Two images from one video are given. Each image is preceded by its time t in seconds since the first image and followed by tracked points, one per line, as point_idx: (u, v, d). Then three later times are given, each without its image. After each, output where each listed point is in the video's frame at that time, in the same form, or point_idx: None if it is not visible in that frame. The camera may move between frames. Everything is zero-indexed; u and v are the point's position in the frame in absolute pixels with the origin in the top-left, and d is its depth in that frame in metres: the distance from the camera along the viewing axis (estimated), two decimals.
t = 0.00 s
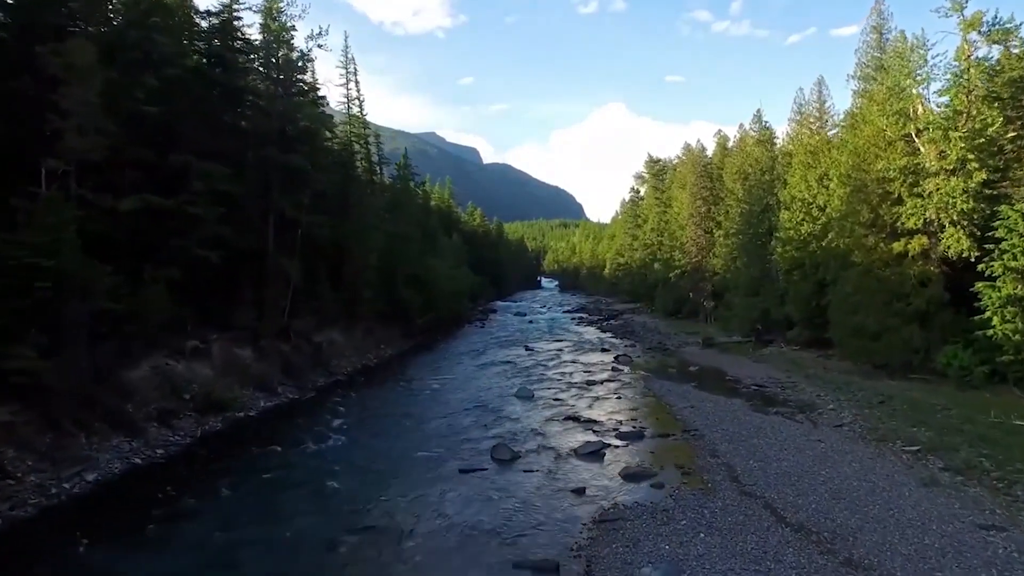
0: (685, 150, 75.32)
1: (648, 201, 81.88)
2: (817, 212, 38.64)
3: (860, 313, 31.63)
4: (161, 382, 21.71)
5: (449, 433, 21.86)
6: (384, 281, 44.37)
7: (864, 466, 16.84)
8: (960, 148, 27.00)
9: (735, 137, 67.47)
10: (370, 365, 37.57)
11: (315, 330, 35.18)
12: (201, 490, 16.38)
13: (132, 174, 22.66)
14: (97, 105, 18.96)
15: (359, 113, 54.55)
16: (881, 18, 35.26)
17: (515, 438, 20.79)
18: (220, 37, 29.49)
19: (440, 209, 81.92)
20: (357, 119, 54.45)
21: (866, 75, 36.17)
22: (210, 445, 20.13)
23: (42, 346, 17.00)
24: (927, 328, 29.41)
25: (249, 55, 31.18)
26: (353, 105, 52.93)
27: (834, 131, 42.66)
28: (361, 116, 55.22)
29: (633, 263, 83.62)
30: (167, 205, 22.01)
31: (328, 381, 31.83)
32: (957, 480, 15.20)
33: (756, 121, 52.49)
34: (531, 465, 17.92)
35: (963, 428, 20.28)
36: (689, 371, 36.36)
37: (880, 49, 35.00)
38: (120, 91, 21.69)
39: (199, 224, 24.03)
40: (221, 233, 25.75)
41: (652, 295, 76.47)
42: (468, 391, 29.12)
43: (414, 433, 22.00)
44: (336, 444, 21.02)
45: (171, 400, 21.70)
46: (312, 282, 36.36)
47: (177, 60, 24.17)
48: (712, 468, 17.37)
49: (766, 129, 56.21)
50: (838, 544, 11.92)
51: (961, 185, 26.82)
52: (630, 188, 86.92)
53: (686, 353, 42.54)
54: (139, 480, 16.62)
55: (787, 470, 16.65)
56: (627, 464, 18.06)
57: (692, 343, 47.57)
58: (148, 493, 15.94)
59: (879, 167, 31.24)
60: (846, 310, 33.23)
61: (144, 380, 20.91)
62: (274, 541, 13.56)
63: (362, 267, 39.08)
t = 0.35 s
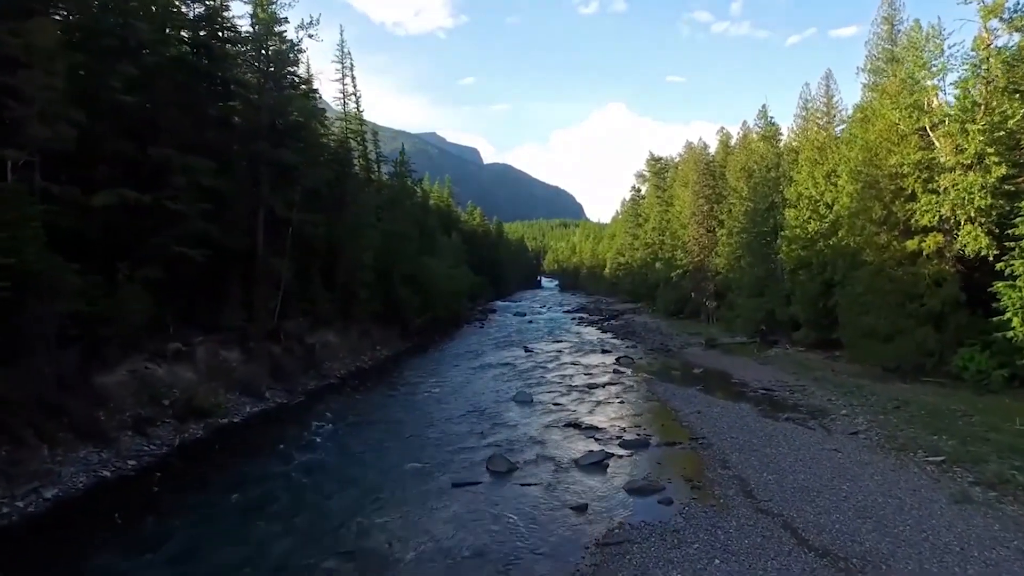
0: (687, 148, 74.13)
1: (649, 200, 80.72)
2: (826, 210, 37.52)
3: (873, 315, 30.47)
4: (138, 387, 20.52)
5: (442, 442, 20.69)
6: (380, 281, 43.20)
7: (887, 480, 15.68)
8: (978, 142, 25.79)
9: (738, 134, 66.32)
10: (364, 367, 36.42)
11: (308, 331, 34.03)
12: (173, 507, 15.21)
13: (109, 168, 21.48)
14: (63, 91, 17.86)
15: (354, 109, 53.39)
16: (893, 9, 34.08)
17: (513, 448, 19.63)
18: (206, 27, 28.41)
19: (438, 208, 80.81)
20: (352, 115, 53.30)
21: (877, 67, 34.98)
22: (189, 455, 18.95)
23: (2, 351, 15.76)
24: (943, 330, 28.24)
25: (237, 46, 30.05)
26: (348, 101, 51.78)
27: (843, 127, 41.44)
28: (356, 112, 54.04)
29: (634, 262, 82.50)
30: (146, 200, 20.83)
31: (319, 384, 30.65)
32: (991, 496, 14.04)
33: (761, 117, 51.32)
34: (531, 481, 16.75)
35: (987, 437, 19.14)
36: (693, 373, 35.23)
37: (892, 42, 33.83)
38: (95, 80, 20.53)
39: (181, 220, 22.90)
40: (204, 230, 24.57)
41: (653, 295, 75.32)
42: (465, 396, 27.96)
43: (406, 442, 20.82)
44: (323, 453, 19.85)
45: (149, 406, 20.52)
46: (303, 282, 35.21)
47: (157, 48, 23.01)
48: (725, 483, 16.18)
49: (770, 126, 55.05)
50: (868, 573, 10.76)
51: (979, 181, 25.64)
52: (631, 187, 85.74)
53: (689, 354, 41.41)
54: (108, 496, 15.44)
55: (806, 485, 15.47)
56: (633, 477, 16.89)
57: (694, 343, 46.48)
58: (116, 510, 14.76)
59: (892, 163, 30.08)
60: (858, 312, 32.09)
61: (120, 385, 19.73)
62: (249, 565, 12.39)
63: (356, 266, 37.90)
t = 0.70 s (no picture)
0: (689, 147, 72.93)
1: (650, 199, 79.56)
2: (835, 207, 36.33)
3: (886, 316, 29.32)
4: (115, 394, 19.39)
5: (436, 452, 19.52)
6: (375, 281, 42.04)
7: (915, 496, 14.53)
8: (998, 135, 24.57)
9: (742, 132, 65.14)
10: (358, 369, 35.24)
11: (300, 333, 32.87)
12: (144, 525, 14.07)
13: (85, 162, 20.36)
14: (25, 75, 16.77)
15: (349, 106, 52.19)
16: None
17: (512, 459, 18.44)
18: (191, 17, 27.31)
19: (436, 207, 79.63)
20: (348, 111, 52.10)
21: (891, 60, 33.73)
22: (167, 467, 17.79)
23: None
24: (960, 332, 27.07)
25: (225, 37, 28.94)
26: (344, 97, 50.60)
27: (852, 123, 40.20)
28: (351, 109, 52.84)
29: (635, 262, 81.36)
30: (123, 196, 19.69)
31: (310, 388, 29.48)
32: None
33: (766, 113, 50.13)
34: (531, 497, 15.58)
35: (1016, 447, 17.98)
36: (698, 376, 34.05)
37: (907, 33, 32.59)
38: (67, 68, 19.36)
39: (162, 216, 21.80)
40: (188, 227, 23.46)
41: (655, 295, 74.13)
42: (462, 401, 26.76)
43: (398, 451, 19.65)
44: (310, 462, 18.70)
45: (126, 413, 19.37)
46: (295, 282, 34.05)
47: (137, 36, 21.89)
48: (740, 500, 14.99)
49: (776, 122, 53.86)
50: None
51: (999, 176, 24.43)
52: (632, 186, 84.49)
53: (693, 356, 40.25)
54: (74, 514, 14.29)
55: (828, 503, 14.34)
56: (640, 493, 15.72)
57: (698, 345, 45.32)
58: (81, 529, 13.63)
59: (906, 158, 28.88)
60: (871, 313, 30.91)
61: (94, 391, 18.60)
62: None
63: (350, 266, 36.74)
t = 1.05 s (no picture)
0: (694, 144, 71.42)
1: (653, 198, 78.11)
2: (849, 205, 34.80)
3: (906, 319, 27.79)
4: (83, 405, 17.88)
5: (429, 468, 18.01)
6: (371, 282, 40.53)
7: (962, 522, 13.00)
8: None
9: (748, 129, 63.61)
10: (351, 374, 33.72)
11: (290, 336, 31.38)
12: (101, 554, 12.61)
13: (52, 154, 18.86)
14: None
15: (345, 101, 50.69)
16: None
17: (511, 476, 16.93)
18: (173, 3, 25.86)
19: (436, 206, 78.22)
20: (343, 106, 50.60)
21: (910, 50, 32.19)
22: (135, 484, 16.30)
23: None
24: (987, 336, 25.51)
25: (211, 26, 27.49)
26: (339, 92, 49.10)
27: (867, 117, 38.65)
28: (347, 104, 51.34)
29: (638, 262, 79.88)
30: (92, 190, 18.20)
31: (300, 395, 27.97)
32: None
33: (775, 109, 48.59)
34: (532, 521, 14.06)
35: None
36: (707, 381, 32.53)
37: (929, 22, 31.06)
38: (31, 53, 17.88)
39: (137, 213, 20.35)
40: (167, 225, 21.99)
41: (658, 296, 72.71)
42: (459, 410, 25.23)
43: (388, 467, 18.13)
44: (293, 479, 17.18)
45: (94, 425, 17.88)
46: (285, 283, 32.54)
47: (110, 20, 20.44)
48: (765, 526, 13.48)
49: (785, 118, 52.32)
50: None
51: None
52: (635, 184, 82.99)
53: (700, 360, 38.73)
54: (22, 543, 12.77)
55: (864, 531, 12.82)
56: (653, 517, 14.23)
57: (704, 347, 43.81)
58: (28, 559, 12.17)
59: (928, 151, 27.35)
60: (889, 315, 29.39)
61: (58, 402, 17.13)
62: None
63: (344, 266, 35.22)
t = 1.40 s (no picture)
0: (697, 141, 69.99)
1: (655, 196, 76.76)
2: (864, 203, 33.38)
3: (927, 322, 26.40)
4: (47, 416, 16.53)
5: (422, 485, 16.61)
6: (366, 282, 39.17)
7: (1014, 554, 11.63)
8: None
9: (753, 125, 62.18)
10: (344, 378, 32.36)
11: (281, 339, 30.05)
12: None
13: (16, 146, 17.49)
14: None
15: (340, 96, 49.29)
16: None
17: (511, 495, 15.56)
18: None
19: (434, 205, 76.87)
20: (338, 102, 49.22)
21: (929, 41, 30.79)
22: (100, 504, 14.95)
23: None
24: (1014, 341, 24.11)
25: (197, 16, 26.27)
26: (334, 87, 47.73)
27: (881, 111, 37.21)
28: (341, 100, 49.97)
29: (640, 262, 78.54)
30: (58, 185, 16.90)
31: (289, 401, 26.60)
32: None
33: (784, 104, 47.19)
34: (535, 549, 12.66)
35: None
36: (716, 386, 31.12)
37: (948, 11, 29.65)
38: None
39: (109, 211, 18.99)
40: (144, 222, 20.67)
41: (661, 297, 71.40)
42: (456, 418, 23.81)
43: (377, 484, 16.76)
44: (273, 498, 15.83)
45: (60, 438, 16.53)
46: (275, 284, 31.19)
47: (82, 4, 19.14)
48: (793, 557, 12.08)
49: (793, 113, 50.87)
50: None
51: None
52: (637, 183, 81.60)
53: (707, 363, 37.35)
54: None
55: (906, 564, 11.43)
56: (668, 544, 12.83)
57: (711, 350, 42.42)
58: None
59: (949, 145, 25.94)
60: (907, 317, 28.02)
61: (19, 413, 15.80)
62: None
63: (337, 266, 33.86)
